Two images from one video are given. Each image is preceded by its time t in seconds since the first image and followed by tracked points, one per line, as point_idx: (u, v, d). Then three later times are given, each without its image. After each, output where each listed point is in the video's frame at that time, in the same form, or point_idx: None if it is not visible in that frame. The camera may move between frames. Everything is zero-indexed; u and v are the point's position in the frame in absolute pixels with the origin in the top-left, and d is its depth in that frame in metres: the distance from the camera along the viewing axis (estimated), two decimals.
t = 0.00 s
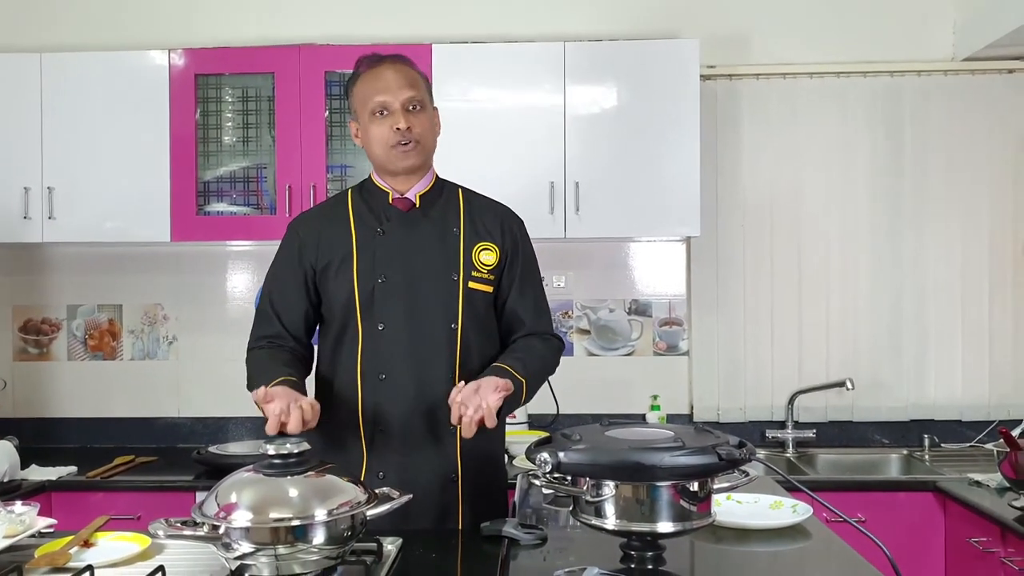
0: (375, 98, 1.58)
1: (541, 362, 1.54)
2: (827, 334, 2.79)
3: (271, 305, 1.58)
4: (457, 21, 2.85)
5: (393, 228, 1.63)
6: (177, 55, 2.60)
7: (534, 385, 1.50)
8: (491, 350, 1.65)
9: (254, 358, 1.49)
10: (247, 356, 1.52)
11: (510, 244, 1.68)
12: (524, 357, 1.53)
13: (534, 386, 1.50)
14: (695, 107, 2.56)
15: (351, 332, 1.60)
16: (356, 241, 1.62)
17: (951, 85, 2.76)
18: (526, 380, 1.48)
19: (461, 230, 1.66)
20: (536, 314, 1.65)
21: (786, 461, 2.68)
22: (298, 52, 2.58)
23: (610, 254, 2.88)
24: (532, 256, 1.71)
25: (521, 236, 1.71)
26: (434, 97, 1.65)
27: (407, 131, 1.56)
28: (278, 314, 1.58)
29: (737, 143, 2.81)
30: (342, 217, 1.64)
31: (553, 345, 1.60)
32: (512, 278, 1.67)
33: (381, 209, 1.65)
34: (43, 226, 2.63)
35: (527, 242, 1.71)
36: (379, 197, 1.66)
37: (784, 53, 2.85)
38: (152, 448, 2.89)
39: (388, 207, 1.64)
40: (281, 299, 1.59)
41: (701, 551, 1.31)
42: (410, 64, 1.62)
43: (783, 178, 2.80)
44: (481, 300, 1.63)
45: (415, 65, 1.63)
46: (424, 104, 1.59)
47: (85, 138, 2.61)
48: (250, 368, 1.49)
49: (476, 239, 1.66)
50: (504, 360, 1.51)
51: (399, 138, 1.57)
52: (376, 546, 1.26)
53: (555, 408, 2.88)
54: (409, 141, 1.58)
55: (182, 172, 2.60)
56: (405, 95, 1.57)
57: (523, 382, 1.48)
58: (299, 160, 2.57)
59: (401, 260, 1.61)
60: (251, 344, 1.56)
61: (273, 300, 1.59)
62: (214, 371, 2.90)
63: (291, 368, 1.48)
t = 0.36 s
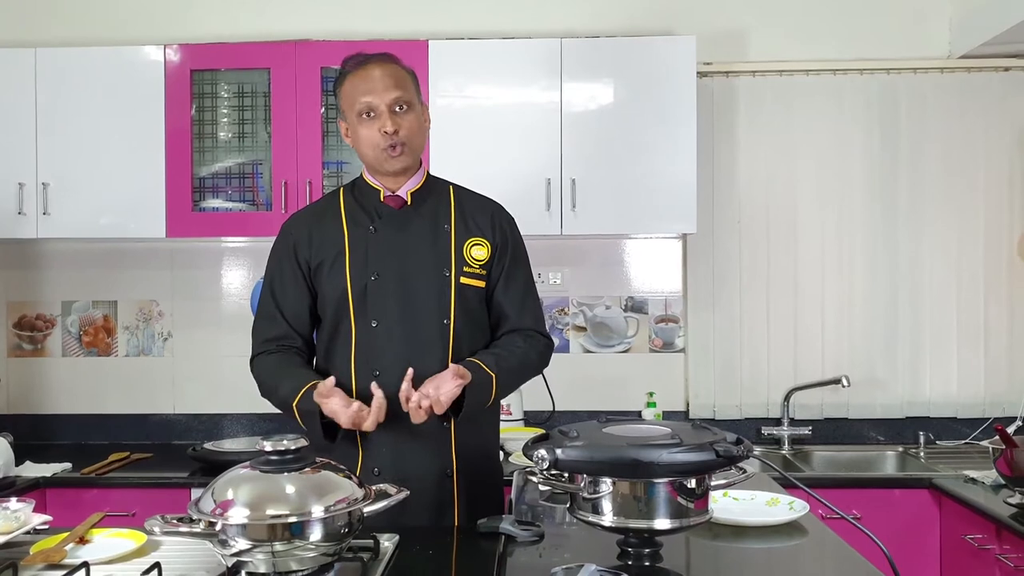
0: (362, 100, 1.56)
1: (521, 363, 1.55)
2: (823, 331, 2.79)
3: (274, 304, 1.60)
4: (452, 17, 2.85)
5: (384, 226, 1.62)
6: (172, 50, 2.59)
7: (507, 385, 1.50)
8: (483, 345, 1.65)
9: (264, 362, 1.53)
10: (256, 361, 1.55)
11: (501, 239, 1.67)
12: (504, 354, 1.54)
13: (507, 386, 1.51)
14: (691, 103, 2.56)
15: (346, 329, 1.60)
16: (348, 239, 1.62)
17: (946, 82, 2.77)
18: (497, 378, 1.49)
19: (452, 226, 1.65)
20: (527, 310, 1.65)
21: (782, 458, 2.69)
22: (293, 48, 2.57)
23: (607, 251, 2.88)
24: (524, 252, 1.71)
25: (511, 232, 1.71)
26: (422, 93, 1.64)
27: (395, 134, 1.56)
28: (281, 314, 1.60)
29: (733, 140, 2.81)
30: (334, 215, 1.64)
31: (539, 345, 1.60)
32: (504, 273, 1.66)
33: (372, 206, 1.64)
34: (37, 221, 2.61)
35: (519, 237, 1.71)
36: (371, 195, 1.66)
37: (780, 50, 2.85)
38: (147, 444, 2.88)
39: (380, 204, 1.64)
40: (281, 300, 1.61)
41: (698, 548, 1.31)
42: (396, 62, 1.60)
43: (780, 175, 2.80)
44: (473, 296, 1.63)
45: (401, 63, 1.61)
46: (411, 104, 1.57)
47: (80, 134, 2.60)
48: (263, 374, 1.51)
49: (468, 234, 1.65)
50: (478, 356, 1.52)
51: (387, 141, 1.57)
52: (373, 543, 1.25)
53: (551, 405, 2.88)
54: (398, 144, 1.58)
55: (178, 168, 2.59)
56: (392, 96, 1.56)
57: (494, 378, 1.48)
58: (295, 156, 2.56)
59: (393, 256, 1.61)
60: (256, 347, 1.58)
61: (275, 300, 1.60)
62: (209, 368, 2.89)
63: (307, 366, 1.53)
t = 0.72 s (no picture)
0: (368, 92, 1.57)
1: (528, 349, 1.56)
2: (819, 328, 2.79)
3: (267, 295, 1.57)
4: (450, 13, 2.84)
5: (391, 215, 1.62)
6: (169, 46, 2.58)
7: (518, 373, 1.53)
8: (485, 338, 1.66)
9: (257, 350, 1.50)
10: (246, 349, 1.52)
11: (504, 232, 1.68)
12: (511, 339, 1.56)
13: (517, 370, 1.53)
14: (689, 101, 2.56)
15: (350, 316, 1.59)
16: (355, 227, 1.61)
17: (943, 80, 2.77)
18: (511, 364, 1.51)
19: (457, 218, 1.65)
20: (530, 304, 1.66)
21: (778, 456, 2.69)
22: (292, 44, 2.56)
23: (604, 248, 2.88)
24: (525, 250, 1.72)
25: (514, 227, 1.71)
26: (429, 91, 1.65)
27: (399, 126, 1.56)
28: (276, 304, 1.57)
29: (731, 137, 2.81)
30: (339, 205, 1.63)
31: (542, 335, 1.61)
32: (507, 269, 1.67)
33: (379, 196, 1.64)
34: (33, 217, 2.60)
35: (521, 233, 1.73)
36: (376, 185, 1.65)
37: (778, 47, 2.85)
38: (143, 441, 2.87)
39: (386, 194, 1.64)
40: (279, 290, 1.58)
41: (695, 545, 1.31)
42: (406, 58, 1.61)
43: (777, 173, 2.81)
44: (478, 286, 1.63)
45: (411, 59, 1.62)
46: (417, 99, 1.58)
47: (75, 129, 2.59)
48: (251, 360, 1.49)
49: (473, 227, 1.66)
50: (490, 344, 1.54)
51: (391, 133, 1.57)
52: (370, 539, 1.25)
53: (548, 402, 2.88)
54: (401, 136, 1.58)
55: (175, 163, 2.58)
56: (399, 89, 1.56)
57: (506, 362, 1.51)
58: (292, 152, 2.55)
59: (400, 245, 1.60)
60: (247, 336, 1.55)
61: (272, 289, 1.58)
62: (205, 364, 2.89)
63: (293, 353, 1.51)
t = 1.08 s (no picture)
0: (380, 92, 1.57)
1: (530, 350, 1.57)
2: (817, 327, 2.80)
3: (275, 291, 1.57)
4: (448, 11, 2.84)
5: (397, 214, 1.62)
6: (166, 42, 2.57)
7: (519, 371, 1.53)
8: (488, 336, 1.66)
9: (275, 349, 1.50)
10: (257, 349, 1.53)
11: (507, 234, 1.69)
12: (513, 340, 1.57)
13: (517, 369, 1.54)
14: (687, 99, 2.56)
15: (356, 314, 1.59)
16: (360, 225, 1.61)
17: (941, 79, 2.77)
18: (511, 364, 1.52)
19: (462, 218, 1.66)
20: (530, 304, 1.67)
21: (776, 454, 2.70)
22: (289, 40, 2.56)
23: (601, 246, 2.87)
24: (524, 251, 1.73)
25: (515, 231, 1.73)
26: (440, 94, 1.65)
27: (408, 129, 1.56)
28: (284, 302, 1.57)
29: (730, 135, 2.81)
30: (343, 203, 1.63)
31: (541, 336, 1.62)
32: (508, 268, 1.68)
33: (384, 196, 1.64)
34: (30, 213, 2.60)
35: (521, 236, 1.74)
36: (381, 184, 1.65)
37: (776, 45, 2.85)
38: (141, 437, 2.87)
39: (391, 193, 1.64)
40: (286, 288, 1.57)
41: (691, 543, 1.31)
42: (421, 60, 1.61)
43: (776, 171, 2.81)
44: (482, 286, 1.64)
45: (425, 61, 1.62)
46: (429, 103, 1.58)
47: (72, 126, 2.59)
48: (265, 361, 1.50)
49: (477, 228, 1.66)
50: (490, 344, 1.55)
51: (400, 135, 1.57)
52: (367, 537, 1.25)
53: (545, 400, 2.88)
54: (410, 139, 1.58)
55: (173, 160, 2.58)
56: (411, 92, 1.56)
57: (507, 363, 1.52)
58: (291, 149, 2.55)
59: (406, 243, 1.60)
60: (256, 335, 1.55)
61: (278, 285, 1.57)
62: (202, 361, 2.88)
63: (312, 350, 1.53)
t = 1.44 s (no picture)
0: (380, 87, 1.57)
1: (528, 351, 1.57)
2: (815, 325, 2.80)
3: (275, 290, 1.57)
4: (447, 8, 2.84)
5: (396, 213, 1.62)
6: (165, 39, 2.57)
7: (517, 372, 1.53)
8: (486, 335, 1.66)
9: (274, 349, 1.50)
10: (257, 348, 1.53)
11: (508, 233, 1.69)
12: (512, 342, 1.56)
13: (514, 372, 1.53)
14: (687, 97, 2.56)
15: (354, 315, 1.59)
16: (359, 226, 1.61)
17: (940, 78, 2.77)
18: (508, 365, 1.52)
19: (461, 217, 1.66)
20: (530, 303, 1.67)
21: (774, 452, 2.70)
22: (288, 37, 2.55)
23: (600, 245, 2.87)
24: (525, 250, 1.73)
25: (517, 229, 1.73)
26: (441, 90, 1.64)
27: (408, 125, 1.56)
28: (284, 301, 1.57)
29: (729, 134, 2.81)
30: (343, 202, 1.63)
31: (541, 336, 1.62)
32: (508, 268, 1.68)
33: (383, 194, 1.64)
34: (28, 209, 2.59)
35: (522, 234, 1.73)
36: (380, 182, 1.65)
37: (775, 44, 2.85)
38: (139, 435, 2.87)
39: (390, 192, 1.64)
40: (285, 286, 1.57)
41: (689, 541, 1.31)
42: (421, 55, 1.61)
43: (774, 170, 2.81)
44: (481, 286, 1.64)
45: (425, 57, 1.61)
46: (429, 99, 1.58)
47: (71, 122, 2.58)
48: (266, 361, 1.50)
49: (477, 226, 1.66)
50: (487, 344, 1.54)
51: (400, 131, 1.57)
52: (366, 535, 1.25)
53: (544, 398, 2.89)
54: (409, 135, 1.58)
55: (172, 157, 2.57)
56: (411, 88, 1.56)
57: (504, 366, 1.51)
58: (290, 147, 2.55)
59: (405, 243, 1.60)
60: (257, 334, 1.55)
61: (277, 284, 1.57)
62: (201, 358, 2.88)
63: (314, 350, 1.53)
